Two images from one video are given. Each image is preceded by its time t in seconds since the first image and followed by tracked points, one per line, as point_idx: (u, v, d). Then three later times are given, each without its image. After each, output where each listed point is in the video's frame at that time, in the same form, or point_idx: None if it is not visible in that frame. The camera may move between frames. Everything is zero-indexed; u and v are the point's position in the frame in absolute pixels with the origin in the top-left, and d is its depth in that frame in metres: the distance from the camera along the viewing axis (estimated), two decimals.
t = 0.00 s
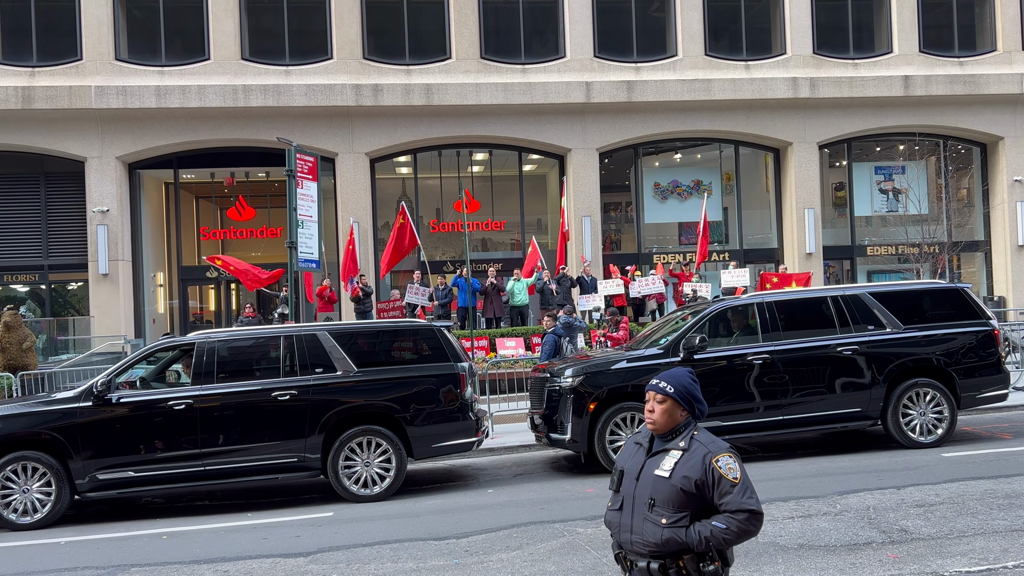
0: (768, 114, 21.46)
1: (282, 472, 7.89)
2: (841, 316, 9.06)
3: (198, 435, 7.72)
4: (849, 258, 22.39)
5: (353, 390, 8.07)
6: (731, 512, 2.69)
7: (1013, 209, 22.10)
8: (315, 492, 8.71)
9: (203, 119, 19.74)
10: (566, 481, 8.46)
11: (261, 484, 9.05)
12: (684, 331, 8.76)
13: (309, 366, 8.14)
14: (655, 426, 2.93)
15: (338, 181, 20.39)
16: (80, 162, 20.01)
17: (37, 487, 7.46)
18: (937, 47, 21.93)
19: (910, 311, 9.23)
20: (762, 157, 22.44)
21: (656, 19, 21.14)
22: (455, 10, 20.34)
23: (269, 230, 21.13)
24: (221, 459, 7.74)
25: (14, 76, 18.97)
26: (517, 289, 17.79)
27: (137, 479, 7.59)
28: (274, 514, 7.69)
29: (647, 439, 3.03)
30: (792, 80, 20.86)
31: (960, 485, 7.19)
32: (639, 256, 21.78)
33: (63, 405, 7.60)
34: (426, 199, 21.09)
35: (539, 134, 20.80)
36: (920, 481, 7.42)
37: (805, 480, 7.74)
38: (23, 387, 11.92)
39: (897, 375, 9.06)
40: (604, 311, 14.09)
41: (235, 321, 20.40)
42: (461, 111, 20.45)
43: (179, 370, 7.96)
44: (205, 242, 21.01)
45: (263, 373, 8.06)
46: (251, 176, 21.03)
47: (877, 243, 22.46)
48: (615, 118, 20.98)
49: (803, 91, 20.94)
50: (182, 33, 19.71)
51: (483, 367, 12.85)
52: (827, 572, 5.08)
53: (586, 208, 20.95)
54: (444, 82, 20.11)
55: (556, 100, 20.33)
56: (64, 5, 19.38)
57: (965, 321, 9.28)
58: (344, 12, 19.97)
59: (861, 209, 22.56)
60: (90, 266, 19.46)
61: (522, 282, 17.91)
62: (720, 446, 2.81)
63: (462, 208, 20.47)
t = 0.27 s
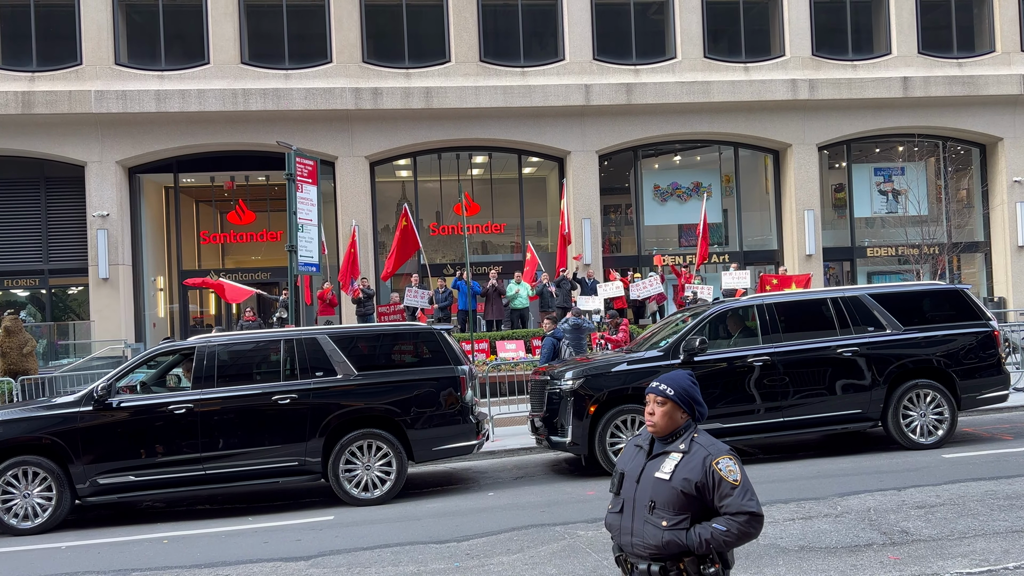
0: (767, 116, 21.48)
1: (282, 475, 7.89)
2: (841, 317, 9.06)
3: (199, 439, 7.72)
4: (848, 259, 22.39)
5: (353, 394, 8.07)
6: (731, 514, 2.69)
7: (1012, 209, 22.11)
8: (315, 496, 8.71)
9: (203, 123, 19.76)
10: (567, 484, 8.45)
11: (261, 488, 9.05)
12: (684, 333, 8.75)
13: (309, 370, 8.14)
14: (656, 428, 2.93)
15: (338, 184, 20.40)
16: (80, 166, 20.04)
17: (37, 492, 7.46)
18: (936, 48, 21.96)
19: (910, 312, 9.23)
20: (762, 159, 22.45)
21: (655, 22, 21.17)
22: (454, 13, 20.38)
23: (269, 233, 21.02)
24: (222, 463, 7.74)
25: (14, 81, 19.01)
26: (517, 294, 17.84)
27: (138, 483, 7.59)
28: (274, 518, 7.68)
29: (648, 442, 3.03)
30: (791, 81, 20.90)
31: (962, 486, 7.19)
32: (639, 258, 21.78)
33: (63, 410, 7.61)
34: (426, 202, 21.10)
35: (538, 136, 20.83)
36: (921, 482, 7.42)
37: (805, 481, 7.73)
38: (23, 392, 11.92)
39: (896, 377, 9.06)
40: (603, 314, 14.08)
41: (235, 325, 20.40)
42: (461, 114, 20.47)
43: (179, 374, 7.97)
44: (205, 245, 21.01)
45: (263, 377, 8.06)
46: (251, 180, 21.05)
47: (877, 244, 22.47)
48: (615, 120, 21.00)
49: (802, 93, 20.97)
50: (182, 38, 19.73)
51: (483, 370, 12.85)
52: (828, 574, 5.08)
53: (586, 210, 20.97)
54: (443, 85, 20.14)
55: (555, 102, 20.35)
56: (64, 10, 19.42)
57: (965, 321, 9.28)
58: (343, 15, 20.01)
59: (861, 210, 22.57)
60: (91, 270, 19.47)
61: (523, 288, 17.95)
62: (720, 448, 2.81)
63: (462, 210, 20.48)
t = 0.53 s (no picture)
0: (767, 118, 21.50)
1: (283, 478, 7.89)
2: (841, 319, 9.06)
3: (199, 442, 7.72)
4: (848, 261, 22.40)
5: (353, 397, 8.07)
6: (732, 516, 2.69)
7: (1012, 211, 22.13)
8: (316, 499, 8.71)
9: (203, 126, 19.78)
10: (568, 486, 8.45)
11: (262, 491, 9.05)
12: (685, 335, 8.75)
13: (309, 373, 8.14)
14: (656, 430, 2.93)
15: (338, 187, 20.41)
16: (80, 170, 20.05)
17: (38, 496, 7.45)
18: (935, 49, 21.98)
19: (910, 314, 9.23)
20: (761, 161, 22.48)
21: (654, 24, 21.20)
22: (454, 16, 20.40)
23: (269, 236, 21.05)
24: (222, 467, 7.74)
25: (14, 85, 19.03)
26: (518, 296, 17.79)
27: (139, 487, 7.59)
28: (275, 521, 7.68)
29: (648, 444, 3.03)
30: (791, 83, 20.92)
31: (963, 488, 7.19)
32: (639, 260, 21.80)
33: (64, 413, 7.60)
34: (426, 204, 21.11)
35: (538, 139, 20.84)
36: (922, 483, 7.42)
37: (806, 483, 7.73)
38: (24, 396, 11.92)
39: (897, 378, 9.06)
40: (602, 316, 14.08)
41: (236, 328, 20.42)
42: (460, 117, 20.48)
43: (179, 377, 7.97)
44: (205, 249, 21.05)
45: (263, 380, 8.07)
46: (251, 183, 21.07)
47: (877, 245, 22.49)
48: (615, 123, 21.02)
49: (801, 95, 21.00)
50: (182, 41, 19.76)
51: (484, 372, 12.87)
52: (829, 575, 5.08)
53: (586, 213, 20.98)
54: (442, 88, 20.16)
55: (555, 105, 20.37)
56: (64, 14, 19.44)
57: (965, 323, 9.28)
58: (343, 19, 20.03)
59: (861, 212, 22.58)
60: (91, 274, 19.48)
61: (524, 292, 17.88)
62: (720, 451, 2.81)
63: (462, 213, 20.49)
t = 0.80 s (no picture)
0: (766, 120, 21.52)
1: (283, 481, 7.89)
2: (841, 320, 9.06)
3: (199, 445, 7.72)
4: (848, 263, 22.39)
5: (354, 399, 8.07)
6: (732, 518, 2.69)
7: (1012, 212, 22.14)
8: (316, 502, 8.71)
9: (203, 129, 19.79)
10: (568, 489, 8.45)
11: (262, 493, 9.04)
12: (684, 337, 8.75)
13: (309, 375, 8.15)
14: (656, 433, 2.93)
15: (337, 189, 20.42)
16: (81, 173, 20.06)
17: (38, 499, 7.45)
18: (934, 51, 22.00)
19: (910, 316, 9.23)
20: (761, 163, 22.49)
21: (654, 26, 21.22)
22: (454, 18, 20.42)
23: (269, 239, 21.09)
24: (222, 469, 7.74)
25: (14, 88, 19.05)
26: (517, 299, 17.74)
27: (139, 490, 7.59)
28: (275, 524, 7.68)
29: (648, 446, 3.03)
30: (790, 85, 20.94)
31: (963, 489, 7.19)
32: (639, 262, 21.79)
33: (64, 416, 7.60)
34: (426, 206, 21.12)
35: (537, 141, 20.85)
36: (922, 485, 7.42)
37: (806, 485, 7.73)
38: (24, 398, 11.91)
39: (897, 380, 9.06)
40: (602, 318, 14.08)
41: (236, 331, 20.42)
42: (460, 119, 20.50)
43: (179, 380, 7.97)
44: (205, 252, 21.05)
45: (264, 383, 8.06)
46: (251, 186, 21.08)
47: (876, 247, 22.49)
48: (614, 125, 21.04)
49: (801, 97, 21.01)
50: (181, 44, 19.77)
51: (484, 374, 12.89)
52: None
53: (585, 215, 20.99)
54: (442, 90, 20.17)
55: (555, 107, 20.38)
56: (64, 17, 19.46)
57: (964, 324, 9.28)
58: (343, 21, 20.04)
59: (860, 214, 22.59)
60: (91, 276, 19.48)
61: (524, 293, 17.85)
62: (720, 453, 2.81)
63: (462, 215, 20.48)
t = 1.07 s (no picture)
0: (766, 121, 21.53)
1: (283, 483, 7.88)
2: (841, 322, 9.06)
3: (200, 446, 7.72)
4: (848, 264, 22.38)
5: (354, 401, 8.07)
6: (733, 520, 2.69)
7: (1012, 213, 22.14)
8: (316, 503, 8.70)
9: (203, 131, 19.80)
10: (568, 490, 8.45)
11: (262, 495, 9.04)
12: (685, 338, 8.75)
13: (309, 377, 8.15)
14: (656, 434, 2.93)
15: (338, 191, 20.42)
16: (81, 174, 20.07)
17: (38, 501, 7.44)
18: (934, 53, 22.01)
19: (910, 317, 9.22)
20: (761, 164, 22.50)
21: (654, 28, 21.23)
22: (454, 20, 20.44)
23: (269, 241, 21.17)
24: (222, 471, 7.74)
25: (15, 89, 19.06)
26: (517, 300, 17.90)
27: (139, 491, 7.59)
28: (275, 526, 7.67)
29: (648, 448, 3.03)
30: (790, 86, 20.95)
31: (964, 491, 7.18)
32: (639, 263, 21.79)
33: (64, 418, 7.60)
34: (426, 208, 21.12)
35: (537, 142, 20.85)
36: (923, 487, 7.41)
37: (806, 487, 7.72)
38: (23, 400, 11.91)
39: (897, 381, 9.06)
40: (603, 319, 14.07)
41: (236, 332, 20.42)
42: (460, 121, 20.51)
43: (179, 382, 7.97)
44: (205, 253, 21.06)
45: (264, 384, 8.06)
46: (252, 187, 21.08)
47: (876, 248, 22.48)
48: (615, 126, 21.04)
49: (801, 98, 21.02)
50: (182, 46, 19.78)
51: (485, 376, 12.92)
52: None
53: (585, 216, 21.00)
54: (442, 92, 20.18)
55: (555, 108, 20.39)
56: (65, 19, 19.48)
57: (965, 326, 9.28)
58: (343, 23, 20.06)
59: (860, 215, 22.59)
60: (91, 278, 19.48)
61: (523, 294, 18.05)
62: (721, 454, 2.81)
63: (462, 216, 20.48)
